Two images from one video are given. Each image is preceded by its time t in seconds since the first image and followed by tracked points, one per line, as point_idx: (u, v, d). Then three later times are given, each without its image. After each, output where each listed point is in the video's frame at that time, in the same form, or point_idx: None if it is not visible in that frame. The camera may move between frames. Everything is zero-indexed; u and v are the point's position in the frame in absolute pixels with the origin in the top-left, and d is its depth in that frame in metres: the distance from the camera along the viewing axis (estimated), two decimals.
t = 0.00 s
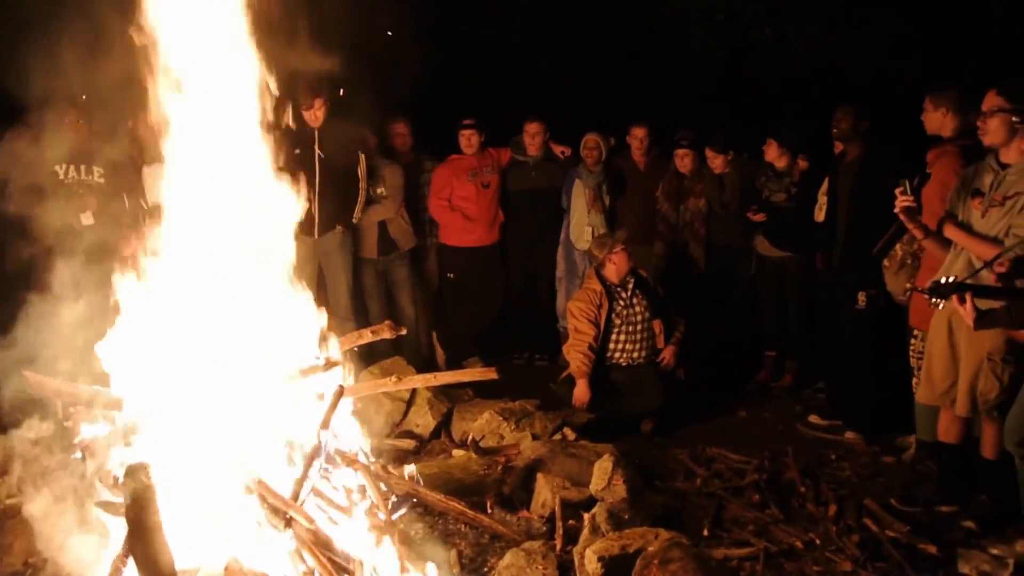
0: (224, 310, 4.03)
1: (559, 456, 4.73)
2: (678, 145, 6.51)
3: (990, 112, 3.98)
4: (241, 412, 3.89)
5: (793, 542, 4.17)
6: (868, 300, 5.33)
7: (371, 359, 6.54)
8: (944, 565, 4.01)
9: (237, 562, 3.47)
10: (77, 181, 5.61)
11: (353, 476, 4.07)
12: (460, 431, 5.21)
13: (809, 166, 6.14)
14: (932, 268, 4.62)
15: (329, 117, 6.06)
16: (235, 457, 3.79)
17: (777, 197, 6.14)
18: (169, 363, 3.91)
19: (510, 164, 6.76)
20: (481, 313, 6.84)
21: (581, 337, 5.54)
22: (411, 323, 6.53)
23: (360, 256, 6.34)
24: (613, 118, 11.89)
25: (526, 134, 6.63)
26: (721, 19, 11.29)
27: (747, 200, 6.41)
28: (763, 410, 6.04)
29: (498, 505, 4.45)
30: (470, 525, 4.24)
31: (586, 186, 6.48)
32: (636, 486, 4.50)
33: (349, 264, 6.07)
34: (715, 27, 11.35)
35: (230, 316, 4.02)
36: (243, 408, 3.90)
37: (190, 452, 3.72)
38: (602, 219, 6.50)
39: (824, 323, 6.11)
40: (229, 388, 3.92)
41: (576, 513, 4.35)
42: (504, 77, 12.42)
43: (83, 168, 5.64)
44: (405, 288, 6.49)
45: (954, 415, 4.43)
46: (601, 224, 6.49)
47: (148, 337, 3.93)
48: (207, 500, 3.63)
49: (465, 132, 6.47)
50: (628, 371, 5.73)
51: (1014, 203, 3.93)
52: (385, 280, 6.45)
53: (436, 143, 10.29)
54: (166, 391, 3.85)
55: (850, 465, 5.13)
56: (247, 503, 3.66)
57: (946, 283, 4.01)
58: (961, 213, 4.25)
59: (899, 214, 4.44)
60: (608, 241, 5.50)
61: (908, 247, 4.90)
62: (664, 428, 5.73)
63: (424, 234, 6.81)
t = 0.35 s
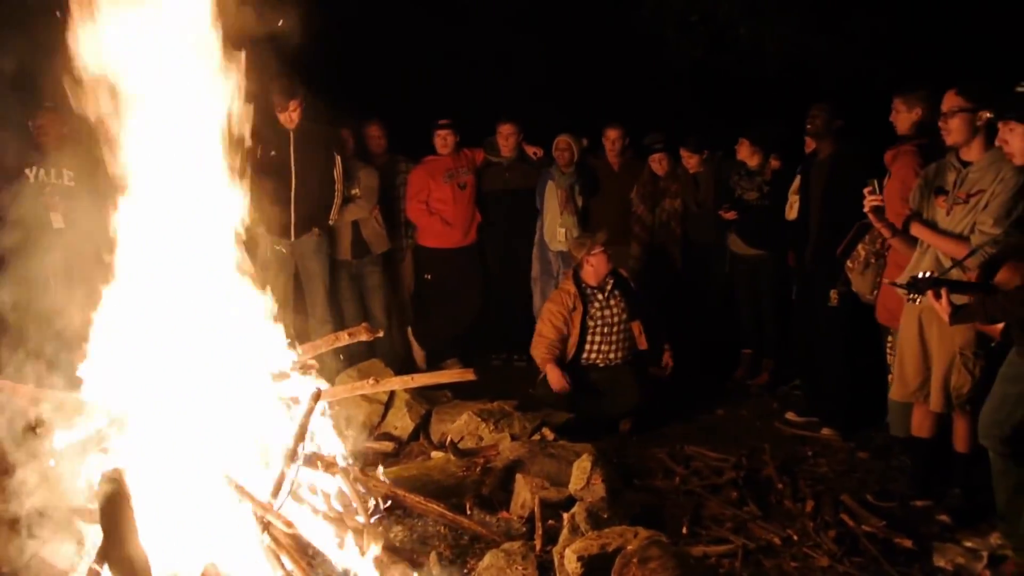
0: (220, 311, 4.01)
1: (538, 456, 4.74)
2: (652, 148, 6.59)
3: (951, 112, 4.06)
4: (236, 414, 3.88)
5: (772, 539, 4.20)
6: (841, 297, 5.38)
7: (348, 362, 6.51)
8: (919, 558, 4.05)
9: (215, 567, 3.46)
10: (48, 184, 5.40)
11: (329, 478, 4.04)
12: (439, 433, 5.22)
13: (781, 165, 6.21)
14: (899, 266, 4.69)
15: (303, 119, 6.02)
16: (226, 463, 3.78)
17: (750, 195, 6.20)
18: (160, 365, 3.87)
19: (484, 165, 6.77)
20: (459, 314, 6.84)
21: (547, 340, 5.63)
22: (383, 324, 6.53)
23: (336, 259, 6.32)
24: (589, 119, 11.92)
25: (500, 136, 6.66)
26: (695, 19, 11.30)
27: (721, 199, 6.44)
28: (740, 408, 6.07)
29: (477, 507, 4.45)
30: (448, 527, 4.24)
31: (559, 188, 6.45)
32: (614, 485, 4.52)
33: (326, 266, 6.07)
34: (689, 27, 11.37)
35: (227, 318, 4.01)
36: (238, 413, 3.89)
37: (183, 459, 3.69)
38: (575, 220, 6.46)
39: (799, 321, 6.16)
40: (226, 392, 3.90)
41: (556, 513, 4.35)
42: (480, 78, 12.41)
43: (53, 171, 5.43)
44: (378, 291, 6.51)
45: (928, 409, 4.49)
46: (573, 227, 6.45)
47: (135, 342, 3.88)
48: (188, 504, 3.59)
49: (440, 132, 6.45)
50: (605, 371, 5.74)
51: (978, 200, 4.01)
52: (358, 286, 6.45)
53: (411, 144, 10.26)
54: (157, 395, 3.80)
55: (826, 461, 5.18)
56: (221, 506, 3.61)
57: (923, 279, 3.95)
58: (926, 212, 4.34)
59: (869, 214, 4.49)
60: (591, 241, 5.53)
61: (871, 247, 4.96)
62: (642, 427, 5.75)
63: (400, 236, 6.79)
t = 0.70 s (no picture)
0: (203, 313, 4.02)
1: (512, 458, 4.75)
2: (626, 150, 6.53)
3: (914, 117, 4.14)
4: (221, 415, 3.85)
5: (744, 537, 4.24)
6: (811, 297, 5.44)
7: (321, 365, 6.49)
8: (889, 555, 4.11)
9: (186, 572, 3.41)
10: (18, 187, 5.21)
11: (303, 483, 4.04)
12: (414, 435, 5.20)
13: (752, 167, 6.26)
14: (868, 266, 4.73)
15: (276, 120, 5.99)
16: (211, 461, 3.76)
17: (723, 197, 6.25)
18: (140, 363, 3.83)
19: (455, 166, 6.76)
20: (433, 317, 6.84)
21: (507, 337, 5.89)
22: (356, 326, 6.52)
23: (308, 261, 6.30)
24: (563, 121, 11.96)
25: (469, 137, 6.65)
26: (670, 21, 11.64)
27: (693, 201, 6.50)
28: (713, 408, 6.12)
29: (451, 509, 4.43)
30: (422, 529, 4.22)
31: (530, 192, 6.50)
32: (588, 485, 4.53)
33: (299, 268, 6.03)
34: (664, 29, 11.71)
35: (210, 320, 4.03)
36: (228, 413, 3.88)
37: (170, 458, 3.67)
38: (545, 224, 6.55)
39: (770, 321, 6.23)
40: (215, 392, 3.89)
41: (530, 514, 4.36)
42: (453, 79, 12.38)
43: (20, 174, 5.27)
44: (352, 293, 6.47)
45: (896, 409, 4.57)
46: (543, 229, 6.55)
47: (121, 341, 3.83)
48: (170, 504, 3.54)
49: (411, 133, 6.44)
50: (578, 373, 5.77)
51: (943, 201, 4.09)
52: (331, 288, 6.44)
53: (383, 147, 10.22)
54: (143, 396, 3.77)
55: (798, 460, 5.23)
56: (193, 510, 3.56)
57: (894, 280, 3.95)
58: (893, 213, 4.38)
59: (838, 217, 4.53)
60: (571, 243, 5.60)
61: (836, 241, 5.07)
62: (617, 427, 5.78)
63: (373, 238, 6.79)
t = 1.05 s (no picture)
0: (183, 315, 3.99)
1: (485, 459, 4.76)
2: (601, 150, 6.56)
3: (879, 121, 4.16)
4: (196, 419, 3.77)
5: (717, 536, 4.27)
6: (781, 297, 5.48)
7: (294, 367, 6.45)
8: (859, 552, 4.16)
9: None
10: None
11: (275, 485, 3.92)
12: (387, 437, 5.18)
13: (725, 168, 6.27)
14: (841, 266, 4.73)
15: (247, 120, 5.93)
16: (185, 461, 3.66)
17: (696, 199, 6.24)
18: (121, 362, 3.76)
19: (428, 168, 6.74)
20: (406, 319, 6.83)
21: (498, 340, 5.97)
22: (329, 328, 6.50)
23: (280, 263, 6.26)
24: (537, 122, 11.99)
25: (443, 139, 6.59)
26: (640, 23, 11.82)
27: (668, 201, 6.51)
28: (686, 407, 6.16)
29: (425, 511, 4.44)
30: (396, 532, 4.21)
31: (506, 193, 6.53)
32: (562, 486, 4.54)
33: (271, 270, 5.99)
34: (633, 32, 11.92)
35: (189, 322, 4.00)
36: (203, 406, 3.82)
37: (150, 451, 3.60)
38: (521, 225, 6.60)
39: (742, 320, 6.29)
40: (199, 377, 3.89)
41: (503, 515, 4.37)
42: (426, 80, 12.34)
43: None
44: (324, 295, 6.46)
45: (864, 407, 4.65)
46: (519, 230, 6.60)
47: (100, 333, 3.78)
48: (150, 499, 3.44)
49: (385, 134, 6.41)
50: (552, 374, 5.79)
51: (911, 203, 4.15)
52: (304, 289, 6.41)
53: (356, 147, 10.17)
54: (119, 386, 3.68)
55: (769, 459, 5.28)
56: (160, 512, 3.45)
57: (861, 281, 3.97)
58: (861, 215, 4.43)
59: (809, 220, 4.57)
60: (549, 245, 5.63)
61: (795, 245, 5.07)
62: (590, 428, 5.80)
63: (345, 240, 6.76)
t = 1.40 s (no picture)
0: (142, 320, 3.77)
1: (458, 460, 4.73)
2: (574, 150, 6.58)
3: (842, 124, 4.20)
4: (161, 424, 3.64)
5: (690, 534, 4.30)
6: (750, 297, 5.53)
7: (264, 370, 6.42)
8: (829, 548, 4.21)
9: None
10: None
11: (247, 491, 3.90)
12: (359, 441, 5.16)
13: (698, 171, 6.36)
14: (806, 264, 4.80)
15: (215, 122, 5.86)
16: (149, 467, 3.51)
17: (671, 200, 6.31)
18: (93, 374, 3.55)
19: (402, 170, 6.71)
20: (379, 319, 6.84)
21: (475, 347, 5.84)
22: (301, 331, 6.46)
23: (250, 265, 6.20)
24: (509, 123, 12.00)
25: (417, 139, 6.60)
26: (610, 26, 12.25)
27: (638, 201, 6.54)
28: (658, 407, 6.20)
29: (398, 513, 4.42)
30: (369, 534, 4.20)
31: (482, 193, 6.53)
32: (535, 486, 4.54)
33: (241, 273, 5.93)
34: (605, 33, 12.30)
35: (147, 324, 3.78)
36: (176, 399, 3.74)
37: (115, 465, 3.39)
38: (496, 225, 6.60)
39: (714, 319, 6.35)
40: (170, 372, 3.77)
41: (477, 517, 4.36)
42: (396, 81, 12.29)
43: None
44: (294, 298, 6.42)
45: (833, 404, 4.69)
46: (495, 230, 6.60)
47: (64, 354, 3.52)
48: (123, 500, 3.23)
49: (359, 137, 6.38)
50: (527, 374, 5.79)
51: (876, 203, 4.21)
52: (275, 291, 6.36)
53: (326, 148, 10.10)
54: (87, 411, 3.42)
55: (740, 457, 5.33)
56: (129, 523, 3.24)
57: (831, 282, 4.01)
58: (828, 216, 4.47)
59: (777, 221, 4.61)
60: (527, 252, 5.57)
61: (752, 239, 5.16)
62: (564, 429, 5.81)
63: (315, 242, 6.73)
